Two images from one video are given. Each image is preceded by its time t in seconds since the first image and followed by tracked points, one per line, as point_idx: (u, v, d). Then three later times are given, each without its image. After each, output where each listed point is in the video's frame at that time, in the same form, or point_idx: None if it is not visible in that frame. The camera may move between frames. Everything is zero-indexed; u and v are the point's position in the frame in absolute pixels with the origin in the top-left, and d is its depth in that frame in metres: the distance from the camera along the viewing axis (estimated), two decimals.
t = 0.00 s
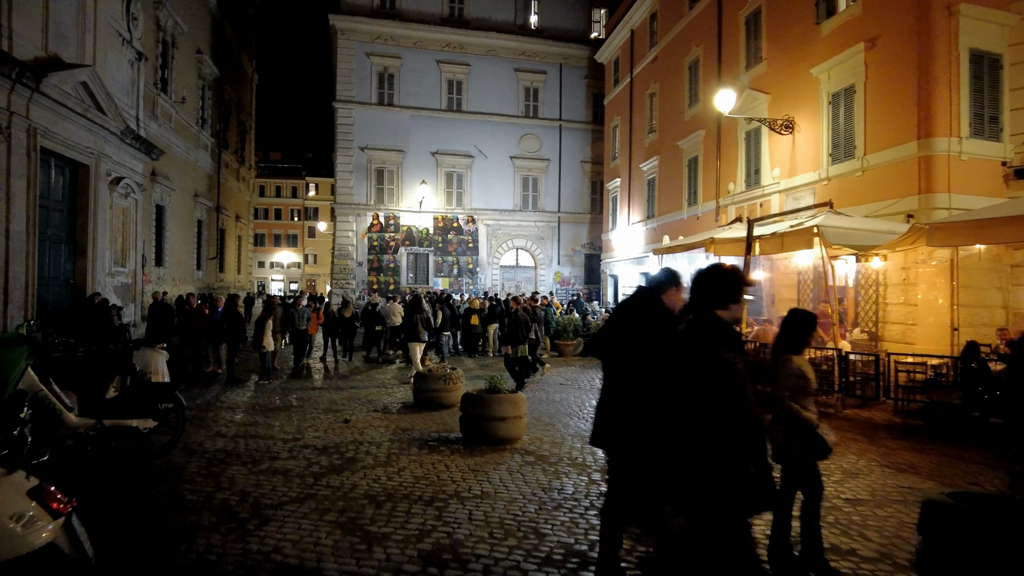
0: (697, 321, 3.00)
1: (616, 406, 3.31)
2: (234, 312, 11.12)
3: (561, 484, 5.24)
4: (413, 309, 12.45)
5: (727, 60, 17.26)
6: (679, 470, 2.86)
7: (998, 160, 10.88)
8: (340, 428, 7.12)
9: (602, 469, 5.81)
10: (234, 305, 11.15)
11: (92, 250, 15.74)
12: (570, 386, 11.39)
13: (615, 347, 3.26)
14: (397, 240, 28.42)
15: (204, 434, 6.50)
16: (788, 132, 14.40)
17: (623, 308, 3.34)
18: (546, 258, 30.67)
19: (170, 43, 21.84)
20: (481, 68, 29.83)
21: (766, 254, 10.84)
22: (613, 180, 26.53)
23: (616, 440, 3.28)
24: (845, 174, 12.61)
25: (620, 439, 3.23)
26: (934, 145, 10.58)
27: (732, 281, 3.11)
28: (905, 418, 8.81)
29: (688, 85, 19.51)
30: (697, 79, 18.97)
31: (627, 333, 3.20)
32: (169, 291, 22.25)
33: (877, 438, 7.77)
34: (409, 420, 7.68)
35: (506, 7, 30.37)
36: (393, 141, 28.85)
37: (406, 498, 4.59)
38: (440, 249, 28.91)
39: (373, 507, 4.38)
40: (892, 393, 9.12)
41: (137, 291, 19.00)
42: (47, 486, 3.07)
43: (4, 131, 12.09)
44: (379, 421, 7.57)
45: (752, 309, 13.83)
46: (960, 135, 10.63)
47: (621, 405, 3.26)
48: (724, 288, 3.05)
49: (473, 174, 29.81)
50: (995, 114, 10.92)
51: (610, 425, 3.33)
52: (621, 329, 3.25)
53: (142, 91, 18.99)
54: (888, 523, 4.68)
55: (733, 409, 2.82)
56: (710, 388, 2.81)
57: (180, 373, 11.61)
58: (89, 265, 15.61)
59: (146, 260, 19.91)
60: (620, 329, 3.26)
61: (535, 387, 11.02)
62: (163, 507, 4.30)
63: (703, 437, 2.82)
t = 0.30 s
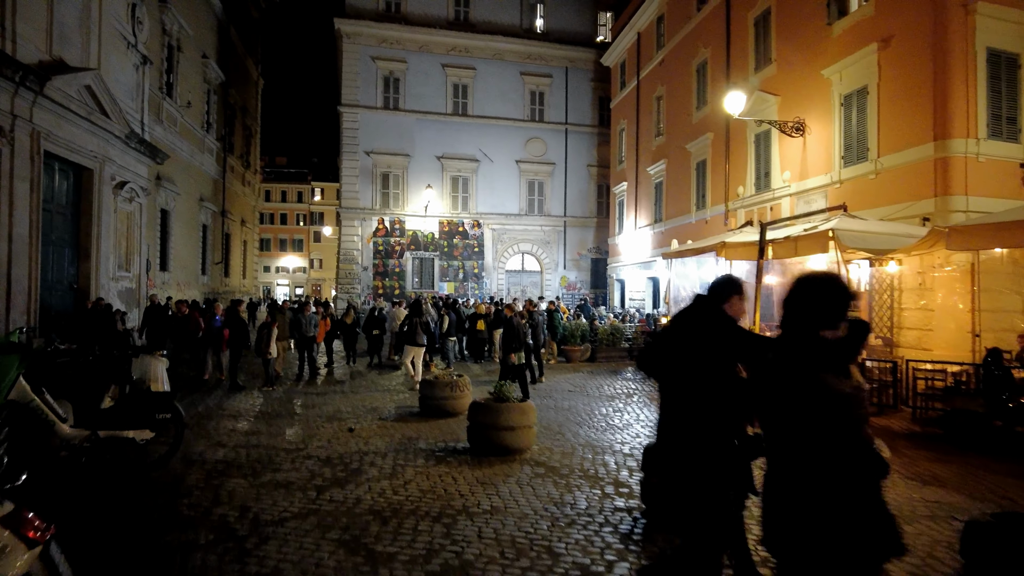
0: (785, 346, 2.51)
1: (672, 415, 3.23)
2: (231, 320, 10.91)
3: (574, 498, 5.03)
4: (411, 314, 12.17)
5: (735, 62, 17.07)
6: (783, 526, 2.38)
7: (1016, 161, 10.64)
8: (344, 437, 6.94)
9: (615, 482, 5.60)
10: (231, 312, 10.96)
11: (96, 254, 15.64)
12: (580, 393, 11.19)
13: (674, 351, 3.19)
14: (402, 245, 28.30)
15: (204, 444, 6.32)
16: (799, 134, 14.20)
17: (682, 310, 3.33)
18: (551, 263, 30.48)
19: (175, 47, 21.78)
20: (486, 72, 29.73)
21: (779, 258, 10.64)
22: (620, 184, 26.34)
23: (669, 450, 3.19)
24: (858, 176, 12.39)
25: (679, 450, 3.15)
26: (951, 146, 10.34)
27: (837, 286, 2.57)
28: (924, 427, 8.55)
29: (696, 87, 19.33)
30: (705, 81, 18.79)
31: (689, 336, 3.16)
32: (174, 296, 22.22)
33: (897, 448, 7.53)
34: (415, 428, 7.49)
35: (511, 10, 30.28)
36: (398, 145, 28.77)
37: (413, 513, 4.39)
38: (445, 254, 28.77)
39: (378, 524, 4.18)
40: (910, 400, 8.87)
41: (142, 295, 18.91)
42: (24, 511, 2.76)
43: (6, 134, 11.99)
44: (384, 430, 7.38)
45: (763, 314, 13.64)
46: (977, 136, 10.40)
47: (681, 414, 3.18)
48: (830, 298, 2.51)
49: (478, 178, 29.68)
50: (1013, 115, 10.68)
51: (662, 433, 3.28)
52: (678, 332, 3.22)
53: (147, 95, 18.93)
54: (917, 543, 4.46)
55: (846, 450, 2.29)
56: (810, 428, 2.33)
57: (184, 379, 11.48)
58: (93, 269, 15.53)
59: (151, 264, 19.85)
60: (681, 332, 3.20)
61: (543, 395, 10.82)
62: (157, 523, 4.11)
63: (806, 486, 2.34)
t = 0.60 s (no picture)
0: (893, 349, 2.32)
1: (722, 428, 2.99)
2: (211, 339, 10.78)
3: (582, 515, 4.83)
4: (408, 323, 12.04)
5: (742, 66, 16.91)
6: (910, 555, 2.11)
7: None
8: (343, 449, 6.75)
9: (624, 496, 5.39)
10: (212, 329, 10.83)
11: (98, 260, 15.53)
12: (586, 401, 11.03)
13: (732, 358, 3.00)
14: (406, 251, 28.16)
15: (200, 456, 6.15)
16: (808, 139, 13.94)
17: (737, 317, 3.18)
18: (556, 269, 30.29)
19: (179, 54, 21.76)
20: (491, 77, 29.65)
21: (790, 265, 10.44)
22: (625, 190, 26.15)
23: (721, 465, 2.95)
24: (869, 181, 12.16)
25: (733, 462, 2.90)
26: (965, 150, 10.14)
27: (964, 288, 2.31)
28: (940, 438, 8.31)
29: (702, 92, 19.16)
30: (711, 86, 18.63)
31: (751, 343, 2.97)
32: (177, 303, 22.14)
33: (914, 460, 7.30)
34: (417, 439, 7.28)
35: (516, 16, 30.21)
36: (403, 151, 28.70)
37: (414, 532, 4.20)
38: (449, 260, 28.64)
39: (378, 543, 3.99)
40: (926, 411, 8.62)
41: (144, 302, 18.79)
42: None
43: (7, 140, 11.89)
44: (385, 441, 7.18)
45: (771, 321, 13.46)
46: (991, 140, 10.20)
47: (735, 425, 2.93)
48: (950, 299, 2.28)
49: (482, 184, 29.55)
50: None
51: (712, 448, 3.04)
52: (740, 339, 3.01)
53: (150, 101, 18.86)
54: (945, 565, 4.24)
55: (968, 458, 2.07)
56: (935, 433, 2.10)
57: (184, 387, 11.30)
58: (95, 276, 15.42)
59: (154, 271, 19.75)
60: (740, 338, 3.02)
61: (548, 403, 10.63)
62: (145, 543, 3.94)
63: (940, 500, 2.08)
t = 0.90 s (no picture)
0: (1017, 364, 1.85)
1: (799, 446, 2.67)
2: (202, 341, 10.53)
3: (587, 526, 4.62)
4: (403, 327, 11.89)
5: (746, 67, 16.76)
6: None
7: None
8: (341, 457, 6.55)
9: (630, 506, 5.18)
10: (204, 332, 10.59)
11: (96, 265, 15.37)
12: (589, 407, 10.81)
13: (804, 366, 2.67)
14: (407, 255, 28.00)
15: (192, 464, 5.97)
16: (813, 140, 13.76)
17: (798, 319, 2.85)
18: (558, 273, 30.10)
19: (180, 58, 21.68)
20: (492, 81, 29.55)
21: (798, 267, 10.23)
22: (628, 194, 25.98)
23: (794, 488, 2.67)
24: (876, 182, 11.96)
25: None
26: (976, 149, 9.93)
27: None
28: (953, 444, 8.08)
29: (706, 94, 19.00)
30: (714, 89, 18.50)
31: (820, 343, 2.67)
32: (177, 308, 21.98)
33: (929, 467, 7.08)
34: (417, 447, 7.08)
35: (518, 20, 30.13)
36: (404, 155, 28.57)
37: (410, 545, 4.00)
38: (450, 264, 28.46)
39: (372, 557, 3.80)
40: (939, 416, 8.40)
41: (143, 307, 18.63)
42: None
43: (3, 143, 11.76)
44: (384, 448, 6.99)
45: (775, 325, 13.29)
46: (1003, 139, 9.97)
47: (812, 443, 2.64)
48: None
49: (484, 188, 29.40)
50: None
51: (779, 466, 2.74)
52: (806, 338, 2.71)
53: (150, 104, 18.74)
54: None
55: None
56: None
57: (180, 393, 11.08)
58: (93, 281, 15.27)
59: (153, 275, 19.62)
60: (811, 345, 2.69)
61: (552, 409, 10.44)
62: (126, 557, 3.76)
63: None
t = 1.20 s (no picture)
0: None
1: (867, 464, 2.43)
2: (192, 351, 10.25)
3: (590, 547, 4.37)
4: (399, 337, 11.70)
5: (751, 73, 16.59)
6: None
7: None
8: (335, 472, 6.32)
9: (636, 525, 4.94)
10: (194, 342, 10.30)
11: (94, 273, 15.23)
12: (593, 418, 10.56)
13: (870, 383, 2.45)
14: (409, 264, 27.84)
15: (179, 479, 5.78)
16: (820, 146, 13.59)
17: (869, 329, 2.62)
18: (562, 282, 29.86)
19: (182, 66, 21.67)
20: (495, 89, 29.49)
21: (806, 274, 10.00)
22: (632, 201, 25.77)
23: (858, 520, 2.43)
24: (885, 188, 11.74)
25: None
26: (988, 153, 9.70)
27: None
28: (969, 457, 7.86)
29: (710, 101, 18.85)
30: (719, 95, 18.33)
31: (898, 351, 2.45)
32: (178, 317, 21.82)
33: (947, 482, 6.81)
34: (415, 460, 6.86)
35: (520, 28, 30.10)
36: (407, 164, 28.47)
37: (401, 569, 3.78)
38: (453, 273, 28.23)
39: None
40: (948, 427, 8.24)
41: (142, 316, 18.46)
42: None
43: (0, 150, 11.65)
44: (380, 462, 6.77)
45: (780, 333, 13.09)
46: (1015, 142, 9.73)
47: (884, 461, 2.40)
48: None
49: (487, 197, 29.26)
50: None
51: (834, 490, 2.52)
52: (880, 347, 2.51)
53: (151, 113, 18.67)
54: None
55: None
56: None
57: (176, 404, 10.88)
58: (91, 289, 15.11)
59: (154, 284, 19.48)
60: (882, 359, 2.46)
61: (555, 420, 10.19)
62: None
63: None
